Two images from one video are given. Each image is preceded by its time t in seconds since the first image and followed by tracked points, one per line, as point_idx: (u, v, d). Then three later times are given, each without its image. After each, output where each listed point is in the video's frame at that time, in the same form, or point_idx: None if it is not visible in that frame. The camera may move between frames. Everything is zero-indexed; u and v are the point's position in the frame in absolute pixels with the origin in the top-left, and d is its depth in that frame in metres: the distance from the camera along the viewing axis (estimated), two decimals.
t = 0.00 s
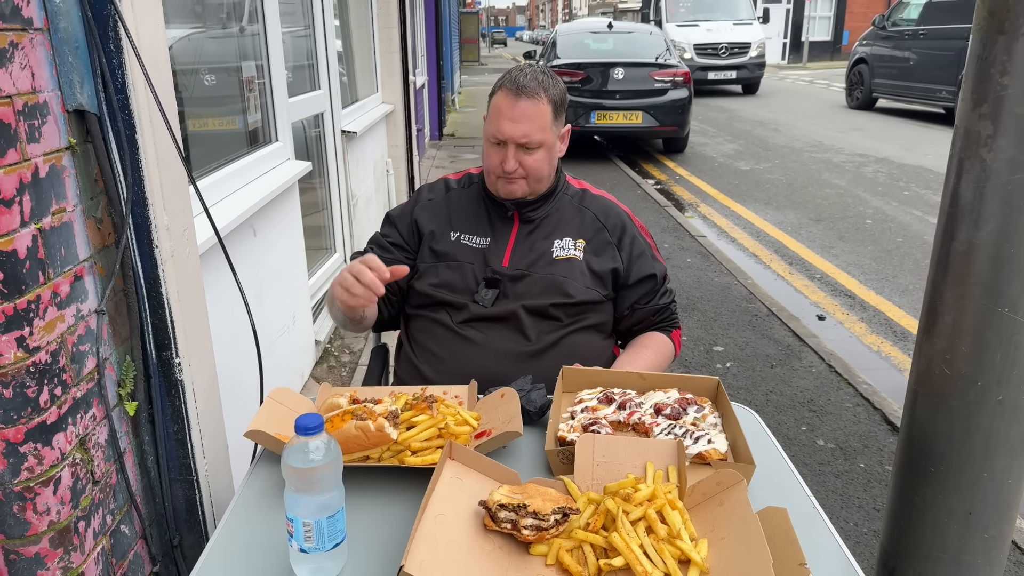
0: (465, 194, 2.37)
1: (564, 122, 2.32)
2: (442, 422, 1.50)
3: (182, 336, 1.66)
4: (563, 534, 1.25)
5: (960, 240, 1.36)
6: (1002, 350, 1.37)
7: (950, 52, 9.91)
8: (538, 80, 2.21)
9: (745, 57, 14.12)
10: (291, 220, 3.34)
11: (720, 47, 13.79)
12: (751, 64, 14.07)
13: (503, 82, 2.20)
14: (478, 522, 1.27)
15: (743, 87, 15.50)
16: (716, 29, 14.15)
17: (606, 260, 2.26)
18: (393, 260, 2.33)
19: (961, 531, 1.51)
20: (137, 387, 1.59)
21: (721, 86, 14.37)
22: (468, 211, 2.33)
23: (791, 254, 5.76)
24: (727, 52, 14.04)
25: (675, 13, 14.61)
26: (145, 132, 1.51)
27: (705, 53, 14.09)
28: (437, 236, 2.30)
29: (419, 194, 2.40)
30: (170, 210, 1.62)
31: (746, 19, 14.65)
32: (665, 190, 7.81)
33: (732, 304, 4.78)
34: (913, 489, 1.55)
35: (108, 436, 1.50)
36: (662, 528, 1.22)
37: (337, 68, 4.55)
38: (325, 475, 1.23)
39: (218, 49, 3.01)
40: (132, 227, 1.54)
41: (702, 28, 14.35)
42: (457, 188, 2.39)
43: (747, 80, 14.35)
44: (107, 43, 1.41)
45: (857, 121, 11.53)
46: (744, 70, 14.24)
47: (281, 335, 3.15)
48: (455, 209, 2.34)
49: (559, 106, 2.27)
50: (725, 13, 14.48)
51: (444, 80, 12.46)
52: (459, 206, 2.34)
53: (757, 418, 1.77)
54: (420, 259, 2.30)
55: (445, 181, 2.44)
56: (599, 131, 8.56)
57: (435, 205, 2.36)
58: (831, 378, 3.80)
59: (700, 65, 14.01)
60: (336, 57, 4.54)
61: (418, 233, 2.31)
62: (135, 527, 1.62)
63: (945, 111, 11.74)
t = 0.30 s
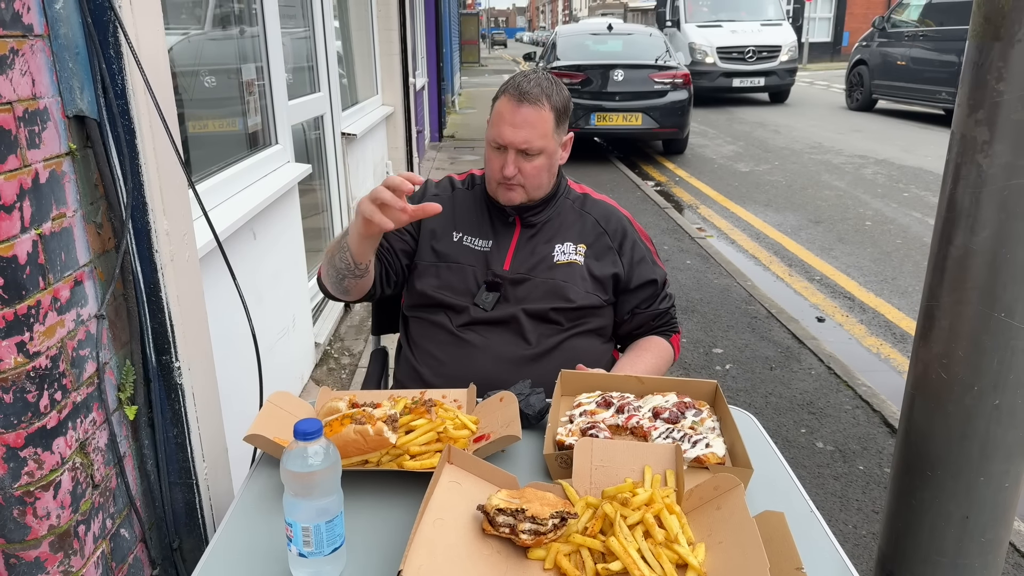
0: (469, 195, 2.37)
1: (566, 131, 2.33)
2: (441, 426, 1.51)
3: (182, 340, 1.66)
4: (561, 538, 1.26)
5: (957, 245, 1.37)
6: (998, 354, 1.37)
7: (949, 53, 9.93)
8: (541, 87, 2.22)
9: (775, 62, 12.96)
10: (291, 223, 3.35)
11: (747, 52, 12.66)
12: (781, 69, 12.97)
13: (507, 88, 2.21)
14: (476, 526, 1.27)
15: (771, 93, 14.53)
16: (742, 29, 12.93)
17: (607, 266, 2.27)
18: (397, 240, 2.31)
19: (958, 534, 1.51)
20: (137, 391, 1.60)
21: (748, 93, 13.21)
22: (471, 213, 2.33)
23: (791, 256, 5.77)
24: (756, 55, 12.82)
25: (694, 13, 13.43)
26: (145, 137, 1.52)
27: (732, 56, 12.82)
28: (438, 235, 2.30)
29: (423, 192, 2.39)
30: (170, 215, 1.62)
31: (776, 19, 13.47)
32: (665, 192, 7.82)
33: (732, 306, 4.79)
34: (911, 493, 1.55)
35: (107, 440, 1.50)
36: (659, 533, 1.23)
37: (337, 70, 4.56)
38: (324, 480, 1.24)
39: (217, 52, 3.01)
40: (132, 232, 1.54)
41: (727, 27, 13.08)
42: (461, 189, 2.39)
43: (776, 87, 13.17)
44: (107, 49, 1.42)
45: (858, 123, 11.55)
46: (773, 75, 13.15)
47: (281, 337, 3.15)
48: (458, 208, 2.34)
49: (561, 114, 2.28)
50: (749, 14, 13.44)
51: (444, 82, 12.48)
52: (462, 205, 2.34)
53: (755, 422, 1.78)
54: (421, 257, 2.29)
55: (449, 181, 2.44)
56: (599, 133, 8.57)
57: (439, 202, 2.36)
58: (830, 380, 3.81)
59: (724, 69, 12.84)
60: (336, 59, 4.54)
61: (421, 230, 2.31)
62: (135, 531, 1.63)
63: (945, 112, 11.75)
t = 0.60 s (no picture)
0: (476, 197, 2.37)
1: (574, 135, 2.33)
2: (442, 428, 1.51)
3: (184, 341, 1.66)
4: (563, 540, 1.26)
5: (957, 248, 1.38)
6: (998, 356, 1.38)
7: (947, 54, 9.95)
8: (552, 91, 2.22)
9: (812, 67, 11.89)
10: (292, 224, 3.35)
11: (783, 54, 11.61)
12: (821, 75, 11.90)
13: (517, 91, 2.21)
14: (477, 527, 1.27)
15: (801, 103, 13.78)
16: (776, 30, 11.91)
17: (611, 271, 2.27)
18: (406, 230, 2.30)
19: (958, 536, 1.52)
20: (140, 393, 1.60)
21: (784, 101, 12.18)
22: (476, 215, 2.32)
23: (790, 257, 5.77)
24: (794, 60, 11.78)
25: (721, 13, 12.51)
26: (147, 140, 1.52)
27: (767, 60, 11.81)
28: (444, 235, 2.30)
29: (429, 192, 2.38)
30: (172, 218, 1.63)
31: (813, 19, 12.43)
32: (664, 193, 7.83)
33: (732, 307, 4.79)
34: (910, 494, 1.56)
35: (110, 441, 1.51)
36: (661, 534, 1.23)
37: (337, 72, 4.56)
38: (326, 482, 1.24)
39: (218, 54, 3.01)
40: (134, 234, 1.54)
41: (758, 27, 12.10)
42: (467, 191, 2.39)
43: (816, 95, 12.09)
44: (110, 52, 1.43)
45: (857, 124, 11.56)
46: (813, 82, 12.10)
47: (282, 339, 3.15)
48: (465, 210, 2.33)
49: (570, 120, 2.28)
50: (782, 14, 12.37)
51: (444, 84, 12.49)
52: (469, 206, 2.34)
53: (757, 424, 1.78)
54: (426, 257, 2.29)
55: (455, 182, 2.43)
56: (599, 134, 8.58)
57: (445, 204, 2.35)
58: (829, 382, 3.81)
59: (758, 76, 11.82)
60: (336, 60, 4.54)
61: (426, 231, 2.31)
62: (137, 532, 1.63)
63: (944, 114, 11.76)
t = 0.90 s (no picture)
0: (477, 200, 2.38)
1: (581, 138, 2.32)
2: (443, 431, 1.51)
3: (185, 344, 1.66)
4: (564, 542, 1.26)
5: (956, 252, 1.38)
6: (997, 359, 1.38)
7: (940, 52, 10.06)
8: (559, 94, 2.20)
9: (872, 74, 9.80)
10: (292, 227, 3.36)
11: (837, 61, 9.60)
12: (883, 85, 9.75)
13: (525, 93, 2.19)
14: (479, 530, 1.28)
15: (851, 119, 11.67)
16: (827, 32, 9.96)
17: (611, 275, 2.28)
18: (409, 232, 2.31)
19: (957, 538, 1.53)
20: (141, 396, 1.61)
21: (834, 115, 10.14)
22: (477, 218, 2.33)
23: (789, 259, 5.79)
24: (849, 67, 9.71)
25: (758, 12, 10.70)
26: (149, 143, 1.53)
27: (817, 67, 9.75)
28: (446, 239, 2.30)
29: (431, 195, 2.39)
30: (174, 221, 1.63)
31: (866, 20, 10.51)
32: (663, 195, 7.84)
33: (731, 309, 4.80)
34: (910, 496, 1.56)
35: (112, 444, 1.51)
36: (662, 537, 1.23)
37: (337, 74, 4.56)
38: (328, 485, 1.25)
39: (218, 57, 3.02)
40: (136, 238, 1.55)
41: (806, 28, 10.16)
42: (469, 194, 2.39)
43: (874, 108, 9.89)
44: (113, 56, 1.43)
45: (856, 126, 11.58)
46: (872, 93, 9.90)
47: (282, 341, 3.16)
48: (466, 213, 2.34)
49: (576, 121, 2.27)
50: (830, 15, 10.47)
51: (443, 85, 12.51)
52: (471, 208, 2.34)
53: (756, 427, 1.79)
54: (428, 260, 2.29)
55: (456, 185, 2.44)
56: (598, 137, 8.59)
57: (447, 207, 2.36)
58: (828, 384, 3.82)
59: (805, 86, 9.80)
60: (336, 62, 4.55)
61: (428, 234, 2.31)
62: (139, 535, 1.64)
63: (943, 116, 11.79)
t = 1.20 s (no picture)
0: (474, 204, 2.39)
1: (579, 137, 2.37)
2: (442, 434, 1.52)
3: (185, 347, 1.67)
4: (562, 546, 1.27)
5: (952, 256, 1.39)
6: (993, 363, 1.39)
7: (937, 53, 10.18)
8: (562, 92, 2.27)
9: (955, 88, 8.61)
10: (291, 230, 3.37)
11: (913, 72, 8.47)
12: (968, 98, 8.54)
13: (528, 90, 2.25)
14: (478, 534, 1.28)
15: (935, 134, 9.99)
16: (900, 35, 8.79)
17: (609, 278, 2.28)
18: (405, 241, 2.30)
19: (954, 541, 1.53)
20: (141, 400, 1.61)
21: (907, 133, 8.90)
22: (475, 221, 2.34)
23: (788, 262, 5.80)
24: (930, 76, 8.53)
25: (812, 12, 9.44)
26: (150, 148, 1.53)
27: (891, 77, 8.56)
28: (444, 242, 2.31)
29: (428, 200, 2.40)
30: (174, 226, 1.64)
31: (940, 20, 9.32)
32: (662, 198, 7.85)
33: (730, 312, 4.81)
34: (907, 500, 1.57)
35: (112, 448, 1.52)
36: (660, 540, 1.24)
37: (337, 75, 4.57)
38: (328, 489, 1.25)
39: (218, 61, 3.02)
40: (136, 242, 1.55)
41: (874, 31, 8.98)
42: (466, 198, 2.40)
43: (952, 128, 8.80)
44: (113, 62, 1.44)
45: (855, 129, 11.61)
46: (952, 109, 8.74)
47: (282, 344, 3.17)
48: (463, 218, 2.35)
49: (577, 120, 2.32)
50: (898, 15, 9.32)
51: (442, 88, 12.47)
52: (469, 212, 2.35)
53: (754, 430, 1.79)
54: (425, 264, 2.30)
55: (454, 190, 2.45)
56: (597, 139, 8.60)
57: (444, 211, 2.37)
58: (827, 387, 3.82)
59: (876, 98, 8.58)
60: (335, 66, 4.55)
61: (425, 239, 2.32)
62: (139, 538, 1.64)
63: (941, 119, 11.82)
